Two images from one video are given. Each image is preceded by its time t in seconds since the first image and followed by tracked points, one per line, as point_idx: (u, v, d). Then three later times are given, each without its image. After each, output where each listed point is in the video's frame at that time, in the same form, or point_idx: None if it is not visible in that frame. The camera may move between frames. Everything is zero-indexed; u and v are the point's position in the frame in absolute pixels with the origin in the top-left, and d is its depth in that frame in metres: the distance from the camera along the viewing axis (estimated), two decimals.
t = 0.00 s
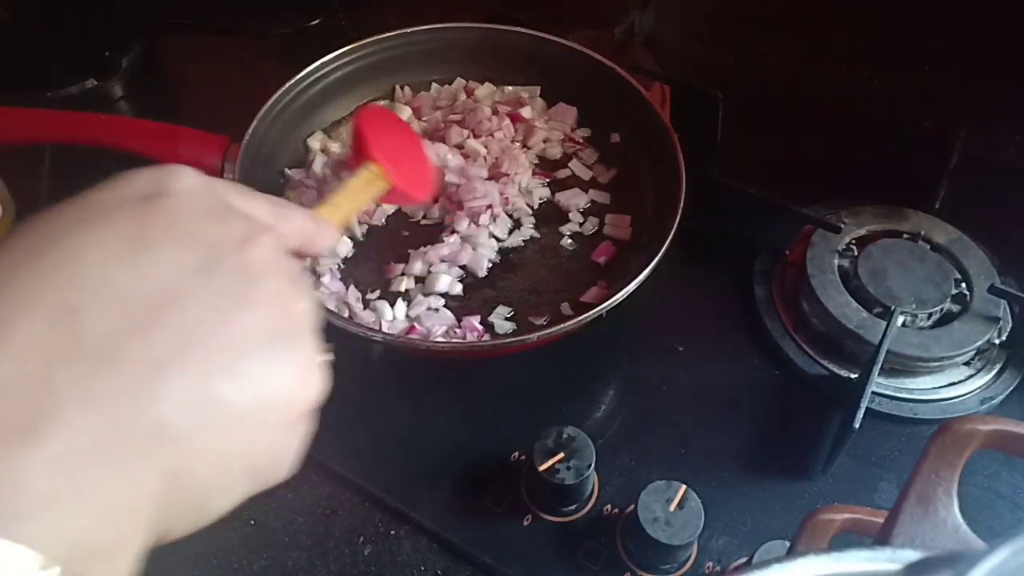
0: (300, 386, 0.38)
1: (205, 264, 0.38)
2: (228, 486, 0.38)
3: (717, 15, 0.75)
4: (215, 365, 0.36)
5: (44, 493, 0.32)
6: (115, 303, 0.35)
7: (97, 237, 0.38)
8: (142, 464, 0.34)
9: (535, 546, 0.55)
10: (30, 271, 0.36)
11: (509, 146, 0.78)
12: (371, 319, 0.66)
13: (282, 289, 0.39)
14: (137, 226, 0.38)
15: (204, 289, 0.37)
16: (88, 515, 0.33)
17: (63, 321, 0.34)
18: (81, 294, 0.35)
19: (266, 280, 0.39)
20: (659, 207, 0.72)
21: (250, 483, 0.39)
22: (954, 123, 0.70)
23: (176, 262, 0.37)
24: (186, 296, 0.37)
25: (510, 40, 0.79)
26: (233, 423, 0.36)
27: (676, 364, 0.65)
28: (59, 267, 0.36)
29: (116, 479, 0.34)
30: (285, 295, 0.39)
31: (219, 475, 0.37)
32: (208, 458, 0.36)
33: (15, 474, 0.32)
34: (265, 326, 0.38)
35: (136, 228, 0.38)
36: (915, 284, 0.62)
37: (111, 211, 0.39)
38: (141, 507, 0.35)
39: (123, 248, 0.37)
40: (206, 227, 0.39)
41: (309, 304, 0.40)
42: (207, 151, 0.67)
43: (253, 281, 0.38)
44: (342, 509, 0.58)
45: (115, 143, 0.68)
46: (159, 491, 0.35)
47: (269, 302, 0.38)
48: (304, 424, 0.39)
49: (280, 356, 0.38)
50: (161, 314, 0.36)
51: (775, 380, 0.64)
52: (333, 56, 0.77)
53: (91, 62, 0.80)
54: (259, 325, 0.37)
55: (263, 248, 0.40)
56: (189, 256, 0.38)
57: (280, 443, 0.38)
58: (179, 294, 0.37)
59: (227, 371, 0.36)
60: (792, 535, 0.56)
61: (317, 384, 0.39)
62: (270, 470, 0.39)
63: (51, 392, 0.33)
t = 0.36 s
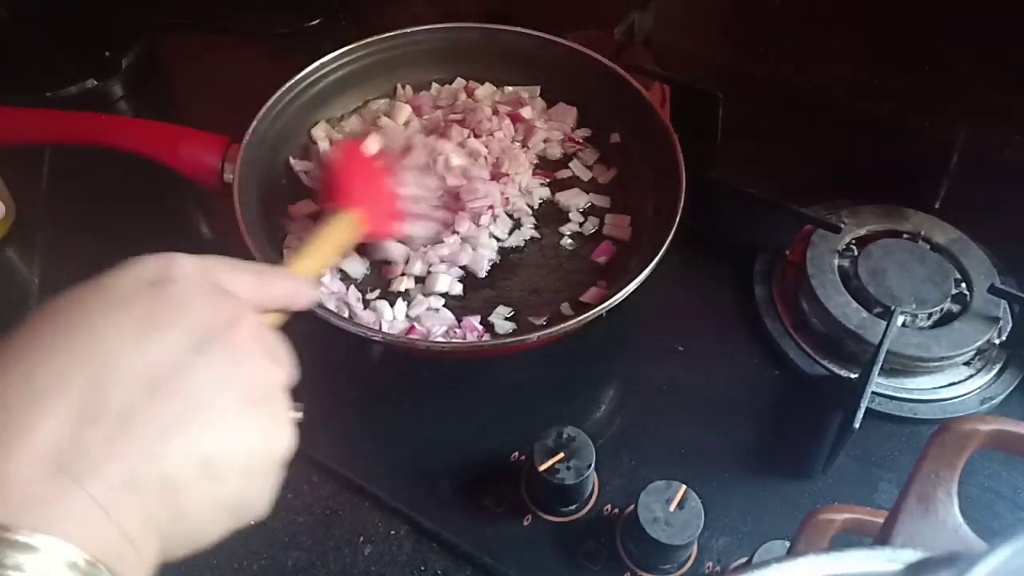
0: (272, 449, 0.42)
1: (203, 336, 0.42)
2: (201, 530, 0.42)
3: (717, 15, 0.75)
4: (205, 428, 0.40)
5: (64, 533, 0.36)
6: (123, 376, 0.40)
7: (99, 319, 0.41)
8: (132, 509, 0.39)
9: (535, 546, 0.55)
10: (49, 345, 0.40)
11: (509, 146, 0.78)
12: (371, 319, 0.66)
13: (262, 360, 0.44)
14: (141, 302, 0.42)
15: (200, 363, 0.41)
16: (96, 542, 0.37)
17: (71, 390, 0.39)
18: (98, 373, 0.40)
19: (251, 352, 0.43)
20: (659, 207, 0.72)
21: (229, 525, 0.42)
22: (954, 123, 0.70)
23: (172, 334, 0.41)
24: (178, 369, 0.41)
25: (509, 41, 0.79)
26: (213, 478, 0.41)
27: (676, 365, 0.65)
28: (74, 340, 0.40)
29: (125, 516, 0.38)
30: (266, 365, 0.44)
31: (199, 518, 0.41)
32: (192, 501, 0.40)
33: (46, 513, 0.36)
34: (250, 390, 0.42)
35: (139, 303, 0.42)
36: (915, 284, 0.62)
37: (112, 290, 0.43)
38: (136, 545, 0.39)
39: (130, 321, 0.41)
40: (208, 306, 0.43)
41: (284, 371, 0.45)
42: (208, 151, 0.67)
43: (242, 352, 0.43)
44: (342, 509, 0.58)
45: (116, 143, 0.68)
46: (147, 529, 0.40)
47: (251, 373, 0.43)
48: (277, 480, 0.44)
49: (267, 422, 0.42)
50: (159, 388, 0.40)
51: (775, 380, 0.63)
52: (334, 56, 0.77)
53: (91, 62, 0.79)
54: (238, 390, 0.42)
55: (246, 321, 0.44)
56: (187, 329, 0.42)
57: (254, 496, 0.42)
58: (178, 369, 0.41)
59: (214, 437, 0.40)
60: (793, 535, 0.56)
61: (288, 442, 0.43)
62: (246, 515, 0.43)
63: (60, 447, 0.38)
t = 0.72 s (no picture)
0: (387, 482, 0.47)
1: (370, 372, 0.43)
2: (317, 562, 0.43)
3: (717, 15, 0.75)
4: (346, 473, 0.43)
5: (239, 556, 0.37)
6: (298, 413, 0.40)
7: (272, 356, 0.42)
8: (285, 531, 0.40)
9: (534, 546, 0.55)
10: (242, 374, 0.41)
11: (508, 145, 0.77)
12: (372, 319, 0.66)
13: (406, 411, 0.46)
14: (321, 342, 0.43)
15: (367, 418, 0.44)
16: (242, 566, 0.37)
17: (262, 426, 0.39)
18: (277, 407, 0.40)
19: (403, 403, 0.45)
20: (658, 207, 0.72)
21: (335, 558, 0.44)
22: (954, 122, 0.70)
23: (352, 377, 0.43)
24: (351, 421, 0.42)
25: (510, 41, 0.79)
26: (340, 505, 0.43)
27: (676, 364, 0.65)
28: (262, 374, 0.41)
29: (272, 546, 0.39)
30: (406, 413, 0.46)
31: (321, 547, 0.43)
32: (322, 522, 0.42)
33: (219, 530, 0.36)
34: (390, 431, 0.45)
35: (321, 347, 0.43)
36: (915, 284, 0.62)
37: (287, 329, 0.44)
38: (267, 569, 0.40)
39: (309, 360, 0.42)
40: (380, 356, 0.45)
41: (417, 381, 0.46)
42: (208, 151, 0.67)
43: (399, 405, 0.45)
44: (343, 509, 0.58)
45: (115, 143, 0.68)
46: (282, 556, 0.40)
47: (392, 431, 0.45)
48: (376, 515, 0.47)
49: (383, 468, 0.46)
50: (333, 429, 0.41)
51: (775, 379, 0.64)
52: (334, 56, 0.77)
53: (91, 62, 0.79)
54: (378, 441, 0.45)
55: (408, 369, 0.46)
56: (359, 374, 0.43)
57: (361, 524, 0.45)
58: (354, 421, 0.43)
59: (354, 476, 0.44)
60: (793, 535, 0.56)
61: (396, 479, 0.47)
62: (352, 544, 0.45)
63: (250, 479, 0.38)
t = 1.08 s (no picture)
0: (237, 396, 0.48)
1: (161, 309, 0.43)
2: (171, 482, 0.45)
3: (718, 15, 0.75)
4: (180, 405, 0.45)
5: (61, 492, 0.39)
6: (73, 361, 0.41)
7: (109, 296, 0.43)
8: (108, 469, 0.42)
9: (534, 546, 0.55)
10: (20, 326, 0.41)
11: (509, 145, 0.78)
12: (371, 319, 0.66)
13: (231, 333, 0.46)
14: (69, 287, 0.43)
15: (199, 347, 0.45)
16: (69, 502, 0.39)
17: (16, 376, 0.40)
18: (48, 363, 0.40)
19: (226, 329, 0.46)
20: (659, 207, 0.72)
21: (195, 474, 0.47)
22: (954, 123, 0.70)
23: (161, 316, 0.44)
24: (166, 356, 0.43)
25: (510, 40, 0.79)
26: (194, 426, 0.46)
27: (676, 364, 0.65)
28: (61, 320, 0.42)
29: (99, 481, 0.41)
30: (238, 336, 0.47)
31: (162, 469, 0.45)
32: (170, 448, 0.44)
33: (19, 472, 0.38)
34: (216, 351, 0.45)
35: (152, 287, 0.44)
36: (915, 284, 0.62)
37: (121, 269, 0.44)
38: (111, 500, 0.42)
39: (118, 295, 0.43)
40: (206, 287, 0.45)
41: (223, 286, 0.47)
42: (208, 153, 0.67)
43: (227, 337, 0.46)
44: (342, 509, 0.58)
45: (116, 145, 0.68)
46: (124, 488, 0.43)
47: (230, 355, 0.46)
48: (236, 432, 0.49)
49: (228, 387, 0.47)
50: (106, 369, 0.41)
51: (775, 379, 0.64)
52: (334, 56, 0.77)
53: (91, 62, 0.79)
54: (213, 366, 0.46)
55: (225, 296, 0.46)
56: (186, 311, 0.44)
57: (214, 443, 0.47)
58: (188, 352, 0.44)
59: (194, 400, 0.45)
60: (793, 535, 0.56)
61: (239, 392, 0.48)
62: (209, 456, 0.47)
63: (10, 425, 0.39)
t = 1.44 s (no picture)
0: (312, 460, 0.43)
1: (230, 357, 0.38)
2: (222, 552, 0.40)
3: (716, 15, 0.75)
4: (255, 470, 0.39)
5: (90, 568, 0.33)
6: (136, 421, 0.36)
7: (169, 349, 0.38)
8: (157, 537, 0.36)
9: (534, 546, 0.55)
10: (72, 377, 0.37)
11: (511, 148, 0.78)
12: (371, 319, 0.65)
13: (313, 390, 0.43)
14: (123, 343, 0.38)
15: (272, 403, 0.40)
16: None
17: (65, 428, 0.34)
18: (101, 421, 0.35)
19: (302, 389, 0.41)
20: (658, 207, 0.71)
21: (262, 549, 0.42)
22: (953, 123, 0.70)
23: (224, 373, 0.38)
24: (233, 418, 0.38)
25: (510, 39, 0.79)
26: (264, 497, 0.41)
27: (676, 364, 0.65)
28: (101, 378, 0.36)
29: (139, 552, 0.35)
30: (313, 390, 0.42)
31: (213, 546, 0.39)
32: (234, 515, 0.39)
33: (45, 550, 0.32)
34: (278, 411, 0.40)
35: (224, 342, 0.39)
36: (915, 283, 0.62)
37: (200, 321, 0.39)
38: None
39: (171, 353, 0.38)
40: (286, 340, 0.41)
41: (308, 333, 0.43)
42: (208, 151, 0.67)
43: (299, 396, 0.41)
44: (342, 509, 0.58)
45: (117, 144, 0.68)
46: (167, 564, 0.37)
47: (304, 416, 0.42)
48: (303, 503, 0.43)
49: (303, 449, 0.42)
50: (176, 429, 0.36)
51: (775, 379, 0.64)
52: (334, 56, 0.77)
53: (92, 62, 0.81)
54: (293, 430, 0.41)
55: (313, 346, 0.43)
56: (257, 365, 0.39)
57: (277, 516, 0.42)
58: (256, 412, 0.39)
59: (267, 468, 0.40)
60: (793, 535, 0.56)
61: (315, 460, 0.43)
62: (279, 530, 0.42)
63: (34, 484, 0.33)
